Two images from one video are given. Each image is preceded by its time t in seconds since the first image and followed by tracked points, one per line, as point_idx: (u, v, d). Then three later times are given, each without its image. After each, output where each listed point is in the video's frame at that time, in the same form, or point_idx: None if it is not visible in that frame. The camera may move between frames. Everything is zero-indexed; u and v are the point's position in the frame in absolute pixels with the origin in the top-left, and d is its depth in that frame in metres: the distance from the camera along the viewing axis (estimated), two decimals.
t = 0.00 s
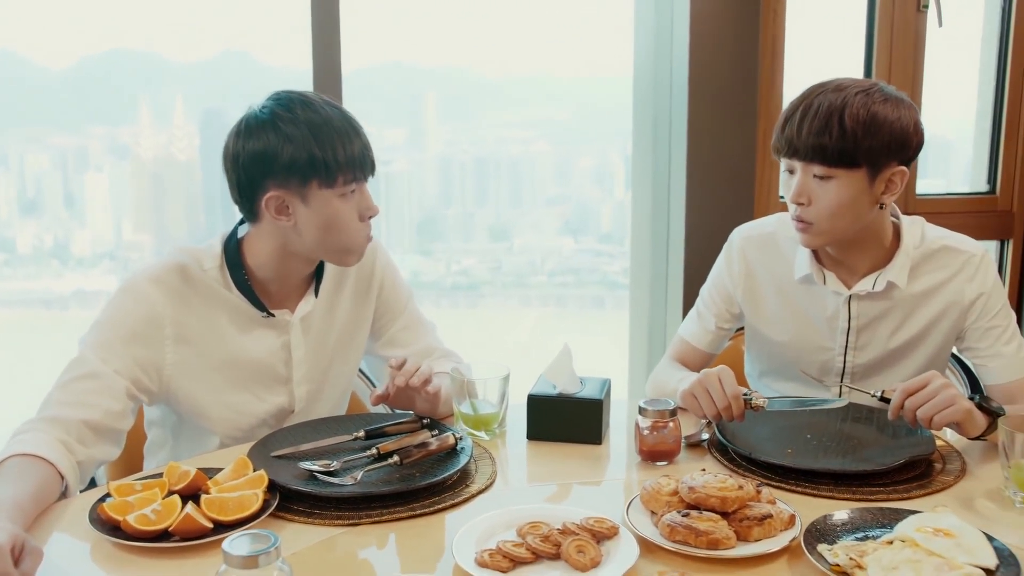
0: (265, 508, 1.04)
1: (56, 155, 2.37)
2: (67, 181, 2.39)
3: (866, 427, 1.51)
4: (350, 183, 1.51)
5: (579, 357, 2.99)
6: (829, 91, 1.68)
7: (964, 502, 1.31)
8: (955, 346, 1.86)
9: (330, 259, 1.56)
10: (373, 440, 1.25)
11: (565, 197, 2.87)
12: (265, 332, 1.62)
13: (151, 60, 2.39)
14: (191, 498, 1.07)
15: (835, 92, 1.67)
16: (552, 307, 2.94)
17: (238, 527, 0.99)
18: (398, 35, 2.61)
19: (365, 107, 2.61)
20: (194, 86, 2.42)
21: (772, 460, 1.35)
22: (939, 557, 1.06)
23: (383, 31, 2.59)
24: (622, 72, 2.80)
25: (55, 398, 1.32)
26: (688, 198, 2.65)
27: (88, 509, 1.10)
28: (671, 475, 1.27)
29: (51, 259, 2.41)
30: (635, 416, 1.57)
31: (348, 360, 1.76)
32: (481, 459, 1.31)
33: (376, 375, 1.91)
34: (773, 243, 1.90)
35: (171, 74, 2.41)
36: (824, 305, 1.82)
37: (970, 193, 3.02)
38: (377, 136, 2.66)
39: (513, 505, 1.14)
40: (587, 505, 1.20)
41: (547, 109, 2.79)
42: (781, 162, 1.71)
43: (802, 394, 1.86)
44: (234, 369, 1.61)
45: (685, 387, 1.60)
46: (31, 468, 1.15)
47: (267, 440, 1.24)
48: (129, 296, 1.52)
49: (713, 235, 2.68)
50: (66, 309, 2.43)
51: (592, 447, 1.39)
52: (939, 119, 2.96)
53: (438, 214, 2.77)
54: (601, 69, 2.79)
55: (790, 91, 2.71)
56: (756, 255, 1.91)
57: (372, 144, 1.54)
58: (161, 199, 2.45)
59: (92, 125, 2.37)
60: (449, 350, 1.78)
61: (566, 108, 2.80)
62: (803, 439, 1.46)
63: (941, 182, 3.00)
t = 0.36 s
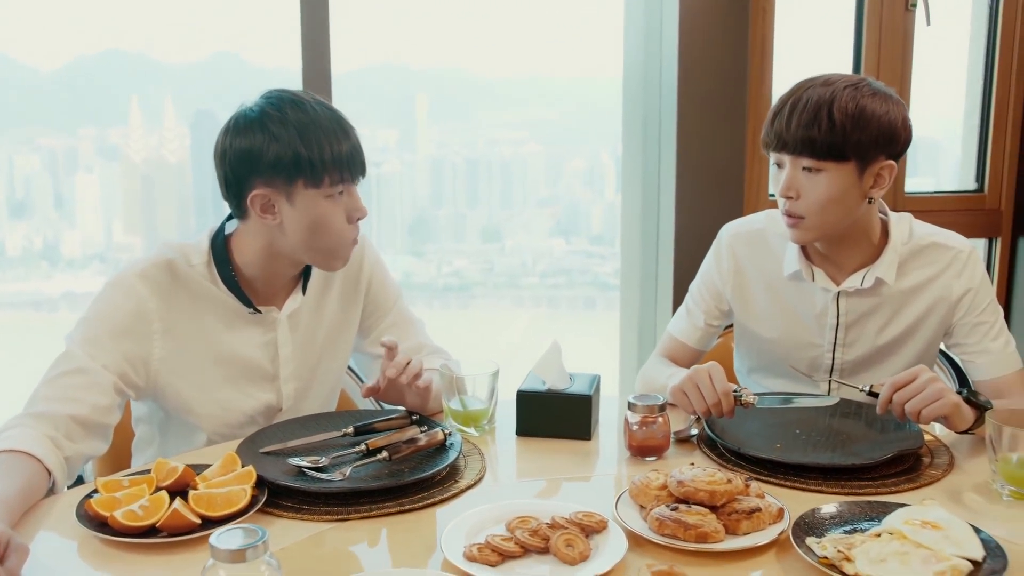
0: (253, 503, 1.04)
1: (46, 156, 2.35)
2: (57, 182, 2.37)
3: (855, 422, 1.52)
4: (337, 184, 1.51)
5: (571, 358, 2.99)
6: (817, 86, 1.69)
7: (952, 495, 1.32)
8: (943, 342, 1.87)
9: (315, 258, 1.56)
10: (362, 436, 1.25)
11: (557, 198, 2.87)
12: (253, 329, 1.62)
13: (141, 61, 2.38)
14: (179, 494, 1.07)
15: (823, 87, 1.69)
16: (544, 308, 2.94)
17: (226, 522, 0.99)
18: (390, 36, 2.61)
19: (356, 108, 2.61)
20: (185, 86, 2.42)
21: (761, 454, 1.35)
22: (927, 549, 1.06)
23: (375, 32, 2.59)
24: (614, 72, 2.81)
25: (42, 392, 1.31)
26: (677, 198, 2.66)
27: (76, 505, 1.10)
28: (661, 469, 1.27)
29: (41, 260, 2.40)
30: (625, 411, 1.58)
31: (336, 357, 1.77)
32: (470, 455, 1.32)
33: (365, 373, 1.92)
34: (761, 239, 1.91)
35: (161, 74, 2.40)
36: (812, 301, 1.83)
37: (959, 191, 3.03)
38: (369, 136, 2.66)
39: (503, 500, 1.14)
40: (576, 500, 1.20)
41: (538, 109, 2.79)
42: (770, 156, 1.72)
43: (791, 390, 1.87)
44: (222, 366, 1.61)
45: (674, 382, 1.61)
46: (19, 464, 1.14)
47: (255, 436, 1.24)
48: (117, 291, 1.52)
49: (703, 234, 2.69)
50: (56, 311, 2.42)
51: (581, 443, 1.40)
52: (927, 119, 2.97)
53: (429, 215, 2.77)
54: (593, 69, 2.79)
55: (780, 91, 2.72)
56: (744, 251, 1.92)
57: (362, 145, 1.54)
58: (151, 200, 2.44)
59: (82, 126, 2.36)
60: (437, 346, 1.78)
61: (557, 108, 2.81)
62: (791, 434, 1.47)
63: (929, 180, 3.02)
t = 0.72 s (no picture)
0: (246, 496, 1.04)
1: (40, 157, 2.34)
2: (51, 183, 2.36)
3: (847, 415, 1.52)
4: (333, 175, 1.51)
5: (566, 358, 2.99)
6: (811, 79, 1.70)
7: (943, 486, 1.32)
8: (935, 337, 1.88)
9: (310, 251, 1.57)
10: (355, 430, 1.26)
11: (552, 199, 2.87)
12: (246, 323, 1.63)
13: (136, 61, 2.38)
14: (172, 487, 1.07)
15: (817, 79, 1.69)
16: (540, 308, 2.94)
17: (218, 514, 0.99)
18: (385, 36, 2.61)
19: (351, 108, 2.62)
20: (180, 87, 2.42)
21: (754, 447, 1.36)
22: (917, 540, 1.05)
23: (371, 33, 2.59)
24: (609, 72, 2.81)
25: (34, 386, 1.32)
26: (671, 197, 2.67)
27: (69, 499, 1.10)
28: (654, 462, 1.27)
29: (35, 261, 2.39)
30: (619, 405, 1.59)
31: (328, 352, 1.77)
32: (463, 449, 1.32)
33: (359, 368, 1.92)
34: (754, 233, 1.92)
35: (155, 75, 2.39)
36: (805, 296, 1.84)
37: (951, 188, 3.05)
38: (364, 137, 2.66)
39: (495, 493, 1.15)
40: (570, 492, 1.20)
41: (534, 109, 2.80)
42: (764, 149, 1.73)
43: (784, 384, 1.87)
44: (215, 360, 1.62)
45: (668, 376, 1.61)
46: (11, 457, 1.14)
47: (249, 431, 1.25)
48: (110, 285, 1.52)
49: (697, 234, 2.70)
50: (49, 312, 2.41)
51: (574, 436, 1.40)
52: (919, 118, 2.99)
53: (425, 216, 2.77)
54: (588, 70, 2.80)
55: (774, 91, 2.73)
56: (737, 245, 1.93)
57: (356, 136, 1.55)
58: (145, 200, 2.44)
59: (76, 127, 2.35)
60: (431, 341, 1.79)
61: (552, 109, 2.81)
62: (784, 427, 1.48)
63: (923, 177, 3.03)
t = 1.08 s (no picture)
0: (248, 488, 1.06)
1: (43, 156, 2.36)
2: (54, 183, 2.38)
3: (847, 409, 1.53)
4: (333, 178, 1.51)
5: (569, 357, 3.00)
6: (811, 74, 1.70)
7: (943, 479, 1.33)
8: (936, 332, 1.88)
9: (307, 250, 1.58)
10: (357, 423, 1.27)
11: (554, 199, 2.88)
12: (248, 312, 1.65)
13: (137, 61, 2.38)
14: (174, 479, 1.09)
15: (818, 74, 1.69)
16: (542, 308, 2.95)
17: (220, 505, 1.01)
18: (387, 36, 2.62)
19: (353, 108, 2.63)
20: (182, 87, 2.43)
21: (754, 440, 1.36)
22: (916, 530, 1.06)
23: (372, 33, 2.60)
24: (610, 71, 2.82)
25: (40, 378, 1.33)
26: (673, 196, 2.68)
27: (73, 490, 1.11)
28: (654, 454, 1.28)
29: (38, 260, 2.40)
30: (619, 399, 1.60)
31: (329, 347, 1.79)
32: (465, 442, 1.33)
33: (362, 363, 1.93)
34: (755, 228, 1.92)
35: (157, 75, 2.40)
36: (806, 290, 1.84)
37: (953, 185, 3.05)
38: (367, 137, 2.67)
39: (495, 485, 1.16)
40: (570, 484, 1.21)
41: (535, 109, 2.80)
42: (764, 144, 1.73)
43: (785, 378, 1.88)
44: (216, 349, 1.64)
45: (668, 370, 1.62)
46: (18, 449, 1.15)
47: (251, 424, 1.26)
48: (111, 276, 1.54)
49: (699, 233, 2.71)
50: (53, 311, 2.43)
51: (575, 430, 1.41)
52: (921, 115, 2.99)
53: (427, 216, 2.78)
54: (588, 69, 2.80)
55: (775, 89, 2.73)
56: (738, 239, 1.93)
57: (362, 136, 1.54)
58: (148, 199, 2.45)
59: (79, 127, 2.37)
60: (433, 335, 1.80)
61: (554, 109, 2.82)
62: (784, 420, 1.48)
63: (924, 174, 3.03)
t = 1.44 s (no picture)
0: (252, 480, 1.07)
1: (47, 155, 2.37)
2: (58, 182, 2.39)
3: (848, 404, 1.53)
4: (294, 183, 1.48)
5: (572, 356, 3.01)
6: (815, 69, 1.71)
7: (943, 473, 1.33)
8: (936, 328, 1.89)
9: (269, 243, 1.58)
10: (360, 418, 1.28)
11: (558, 198, 2.89)
12: (252, 306, 1.66)
13: (140, 60, 2.40)
14: (179, 471, 1.10)
15: (821, 70, 1.70)
16: (545, 307, 2.95)
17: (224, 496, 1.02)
18: (389, 36, 2.63)
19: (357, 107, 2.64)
20: (185, 86, 2.44)
21: (756, 434, 1.37)
22: (916, 523, 1.07)
23: (375, 32, 2.61)
24: (612, 70, 2.82)
25: (47, 370, 1.34)
26: (675, 195, 2.69)
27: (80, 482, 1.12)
28: (655, 447, 1.29)
29: (42, 259, 2.41)
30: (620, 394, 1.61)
31: (332, 340, 1.80)
32: (468, 436, 1.34)
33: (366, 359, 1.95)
34: (757, 223, 1.94)
35: (160, 74, 2.42)
36: (808, 285, 1.85)
37: (955, 182, 3.05)
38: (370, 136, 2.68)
39: (497, 478, 1.17)
40: (571, 478, 1.22)
41: (537, 108, 2.81)
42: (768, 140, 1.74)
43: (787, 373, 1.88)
44: (219, 342, 1.65)
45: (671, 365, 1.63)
46: (26, 442, 1.16)
47: (256, 417, 1.28)
48: (116, 268, 1.55)
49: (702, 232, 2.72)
50: (57, 310, 2.44)
51: (577, 424, 1.43)
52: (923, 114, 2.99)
53: (430, 215, 2.79)
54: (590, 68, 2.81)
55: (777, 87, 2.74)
56: (739, 234, 1.95)
57: (354, 151, 1.47)
58: (152, 198, 2.46)
59: (83, 126, 2.38)
60: (436, 330, 1.82)
61: (557, 109, 2.82)
62: (785, 415, 1.49)
63: (927, 171, 3.04)
